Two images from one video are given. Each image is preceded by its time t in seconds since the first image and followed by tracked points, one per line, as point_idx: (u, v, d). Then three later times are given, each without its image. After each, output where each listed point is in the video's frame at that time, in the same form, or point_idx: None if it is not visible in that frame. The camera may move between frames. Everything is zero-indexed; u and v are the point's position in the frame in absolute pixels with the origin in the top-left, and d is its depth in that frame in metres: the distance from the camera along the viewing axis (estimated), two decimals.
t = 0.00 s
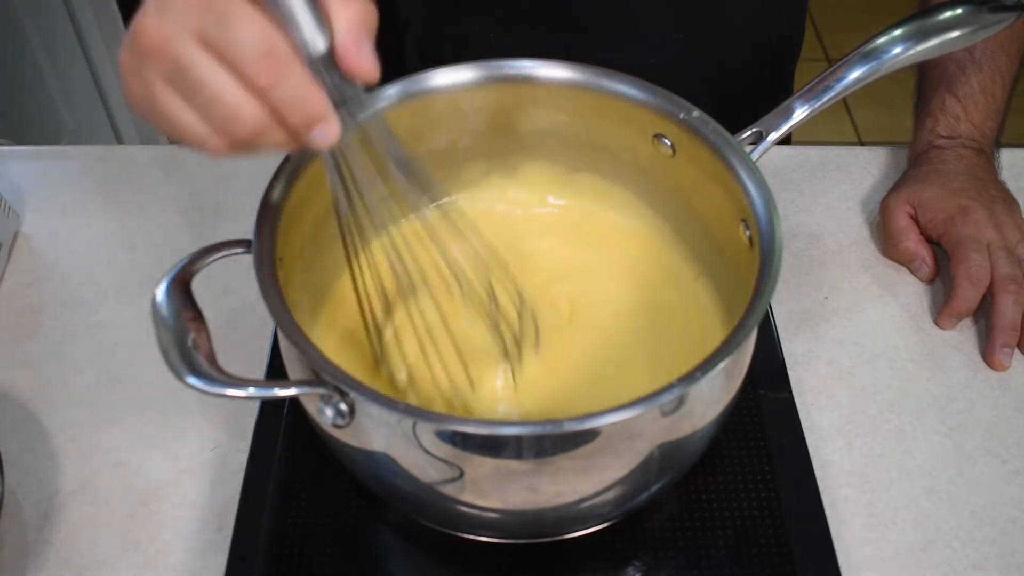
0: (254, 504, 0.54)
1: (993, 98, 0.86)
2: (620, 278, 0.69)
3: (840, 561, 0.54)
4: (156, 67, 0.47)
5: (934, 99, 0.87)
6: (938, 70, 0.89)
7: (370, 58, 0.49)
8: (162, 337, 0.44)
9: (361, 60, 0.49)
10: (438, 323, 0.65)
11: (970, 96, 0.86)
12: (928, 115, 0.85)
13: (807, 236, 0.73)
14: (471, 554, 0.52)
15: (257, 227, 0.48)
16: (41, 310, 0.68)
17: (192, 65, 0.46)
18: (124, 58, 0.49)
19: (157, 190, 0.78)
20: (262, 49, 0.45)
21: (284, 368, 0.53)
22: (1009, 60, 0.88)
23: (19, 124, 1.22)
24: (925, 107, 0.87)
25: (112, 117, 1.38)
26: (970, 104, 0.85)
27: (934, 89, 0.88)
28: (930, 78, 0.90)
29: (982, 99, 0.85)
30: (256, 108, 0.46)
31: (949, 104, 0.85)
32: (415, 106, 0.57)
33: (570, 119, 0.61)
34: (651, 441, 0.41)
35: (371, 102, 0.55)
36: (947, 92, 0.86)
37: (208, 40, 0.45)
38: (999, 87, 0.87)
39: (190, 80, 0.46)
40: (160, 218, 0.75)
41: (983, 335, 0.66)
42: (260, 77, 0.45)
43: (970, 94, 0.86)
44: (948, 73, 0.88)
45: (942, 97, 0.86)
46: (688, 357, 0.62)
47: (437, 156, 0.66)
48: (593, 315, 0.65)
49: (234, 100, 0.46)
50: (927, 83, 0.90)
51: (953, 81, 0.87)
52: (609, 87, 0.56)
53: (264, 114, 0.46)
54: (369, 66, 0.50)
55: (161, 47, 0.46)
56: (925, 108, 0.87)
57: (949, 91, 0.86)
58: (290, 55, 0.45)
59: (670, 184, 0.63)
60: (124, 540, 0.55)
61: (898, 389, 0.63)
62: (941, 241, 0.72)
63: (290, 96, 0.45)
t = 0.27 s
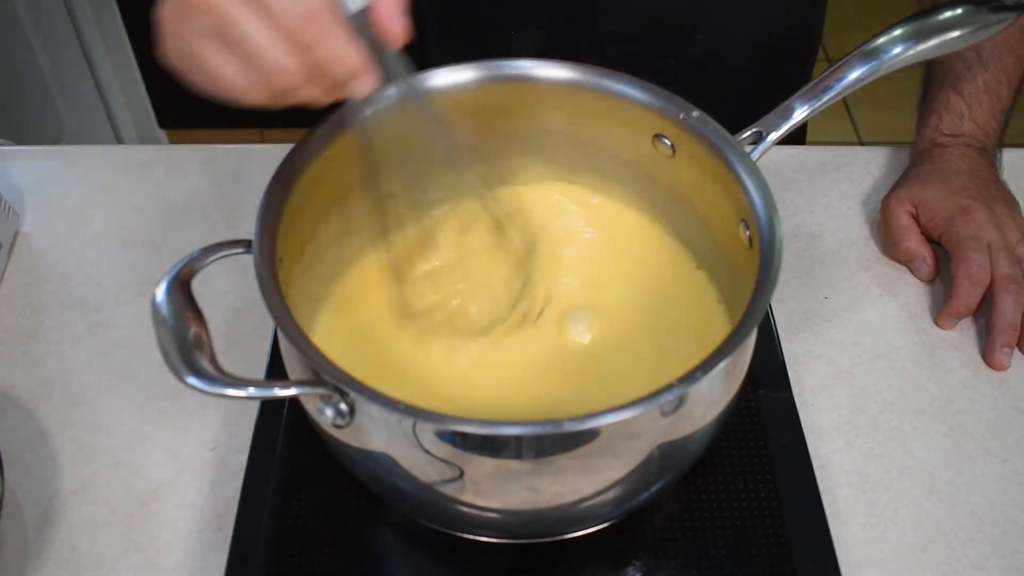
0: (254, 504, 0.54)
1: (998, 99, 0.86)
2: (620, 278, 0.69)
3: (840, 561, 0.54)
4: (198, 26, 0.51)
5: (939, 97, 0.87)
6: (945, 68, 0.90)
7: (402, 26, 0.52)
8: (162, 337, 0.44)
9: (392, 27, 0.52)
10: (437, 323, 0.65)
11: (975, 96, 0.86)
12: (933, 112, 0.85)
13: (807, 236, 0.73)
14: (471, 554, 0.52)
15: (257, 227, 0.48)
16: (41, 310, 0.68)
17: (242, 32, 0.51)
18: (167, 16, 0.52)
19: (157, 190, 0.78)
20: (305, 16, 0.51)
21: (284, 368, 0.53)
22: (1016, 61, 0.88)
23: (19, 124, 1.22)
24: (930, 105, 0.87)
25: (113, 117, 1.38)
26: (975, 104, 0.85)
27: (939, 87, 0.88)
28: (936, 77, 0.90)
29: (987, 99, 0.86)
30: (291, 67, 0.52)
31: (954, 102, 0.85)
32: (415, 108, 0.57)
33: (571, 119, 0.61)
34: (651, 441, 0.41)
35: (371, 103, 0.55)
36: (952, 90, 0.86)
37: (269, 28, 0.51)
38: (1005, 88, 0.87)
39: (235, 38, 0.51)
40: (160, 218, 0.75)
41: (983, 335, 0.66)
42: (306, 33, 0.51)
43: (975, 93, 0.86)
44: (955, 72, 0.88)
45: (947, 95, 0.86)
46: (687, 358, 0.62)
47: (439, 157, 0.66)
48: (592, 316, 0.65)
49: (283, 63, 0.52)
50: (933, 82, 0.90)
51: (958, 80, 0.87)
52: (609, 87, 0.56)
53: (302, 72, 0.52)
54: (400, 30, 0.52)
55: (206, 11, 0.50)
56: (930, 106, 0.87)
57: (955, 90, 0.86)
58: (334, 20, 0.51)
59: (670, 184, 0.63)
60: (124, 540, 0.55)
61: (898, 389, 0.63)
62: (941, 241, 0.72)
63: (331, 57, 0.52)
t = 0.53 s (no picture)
0: (254, 504, 0.54)
1: (1000, 99, 0.86)
2: (613, 276, 0.69)
3: (840, 561, 0.54)
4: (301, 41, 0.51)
5: (941, 96, 0.87)
6: (948, 67, 0.90)
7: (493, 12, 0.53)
8: (162, 337, 0.44)
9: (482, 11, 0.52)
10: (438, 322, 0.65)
11: (978, 95, 0.86)
12: (935, 111, 0.85)
13: (807, 236, 0.73)
14: (471, 554, 0.52)
15: (257, 226, 0.48)
16: (41, 310, 0.68)
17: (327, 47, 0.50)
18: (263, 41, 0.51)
19: (157, 190, 0.78)
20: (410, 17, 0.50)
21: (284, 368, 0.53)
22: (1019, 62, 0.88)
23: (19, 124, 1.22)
24: (932, 104, 0.87)
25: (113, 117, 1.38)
26: (977, 103, 0.85)
27: (941, 86, 0.88)
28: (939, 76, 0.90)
29: (990, 99, 0.86)
30: (405, 66, 0.51)
31: (956, 101, 0.85)
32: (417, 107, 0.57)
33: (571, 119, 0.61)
34: (651, 441, 0.41)
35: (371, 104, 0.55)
36: (955, 90, 0.86)
37: (330, 53, 0.51)
38: (1007, 89, 0.87)
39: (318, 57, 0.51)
40: (160, 218, 0.75)
41: (983, 335, 0.66)
42: (418, 37, 0.50)
43: (978, 93, 0.86)
44: (957, 71, 0.88)
45: (950, 94, 0.86)
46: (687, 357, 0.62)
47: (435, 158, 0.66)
48: (588, 312, 0.66)
49: (387, 57, 0.51)
50: (936, 81, 0.90)
51: (961, 79, 0.87)
52: (609, 88, 0.56)
53: (411, 71, 0.51)
54: (490, 18, 0.53)
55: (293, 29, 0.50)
56: (932, 105, 0.87)
57: (958, 89, 0.86)
58: (439, 18, 0.51)
59: (671, 184, 0.63)
60: (124, 540, 0.55)
61: (898, 389, 0.63)
62: (941, 240, 0.72)
63: (440, 58, 0.51)
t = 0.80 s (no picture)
0: (254, 504, 0.54)
1: (1001, 99, 0.86)
2: (610, 273, 0.69)
3: (840, 561, 0.54)
4: (280, 129, 0.46)
5: (942, 97, 0.87)
6: (950, 67, 0.90)
7: (486, 94, 0.50)
8: (162, 337, 0.44)
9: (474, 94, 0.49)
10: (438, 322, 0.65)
11: (979, 96, 0.86)
12: (936, 111, 0.85)
13: (807, 236, 0.73)
14: (471, 554, 0.52)
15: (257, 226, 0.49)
16: (41, 310, 0.68)
17: (337, 136, 0.46)
18: (244, 126, 0.46)
19: (157, 190, 0.78)
20: (392, 100, 0.46)
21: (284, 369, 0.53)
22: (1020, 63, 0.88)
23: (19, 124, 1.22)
24: (933, 104, 0.87)
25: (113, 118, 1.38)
26: (978, 103, 0.85)
27: (943, 86, 0.88)
28: (940, 77, 0.90)
29: (991, 100, 0.86)
30: (387, 154, 0.47)
31: (958, 101, 0.85)
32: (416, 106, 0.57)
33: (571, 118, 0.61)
34: (651, 441, 0.41)
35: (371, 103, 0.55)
36: (956, 90, 0.86)
37: (344, 97, 0.46)
38: (1009, 89, 0.87)
39: (323, 124, 0.46)
40: (160, 218, 0.75)
41: (983, 335, 0.66)
42: (397, 122, 0.46)
43: (979, 93, 0.86)
44: (959, 71, 0.88)
45: (951, 94, 0.86)
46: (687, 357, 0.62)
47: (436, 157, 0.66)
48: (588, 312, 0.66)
49: (367, 150, 0.47)
50: (937, 81, 0.90)
51: (963, 80, 0.87)
52: (609, 87, 0.56)
53: (398, 159, 0.48)
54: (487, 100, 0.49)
55: (291, 117, 0.45)
56: (933, 105, 0.87)
57: (959, 90, 0.86)
58: (418, 103, 0.46)
59: (671, 184, 0.63)
60: (124, 540, 0.55)
61: (898, 389, 0.63)
62: (941, 240, 0.72)
63: (427, 145, 0.47)
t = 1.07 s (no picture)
0: (254, 504, 0.54)
1: (1002, 100, 0.86)
2: (610, 275, 0.69)
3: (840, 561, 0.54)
4: (218, 160, 0.45)
5: (943, 97, 0.87)
6: (951, 67, 0.90)
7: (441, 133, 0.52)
8: (162, 337, 0.44)
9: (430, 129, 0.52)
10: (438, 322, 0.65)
11: (980, 96, 0.86)
12: (936, 111, 0.85)
13: (807, 236, 0.73)
14: (471, 554, 0.52)
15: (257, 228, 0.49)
16: (41, 310, 0.68)
17: (269, 170, 0.46)
18: (185, 151, 0.46)
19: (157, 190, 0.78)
20: (333, 130, 0.47)
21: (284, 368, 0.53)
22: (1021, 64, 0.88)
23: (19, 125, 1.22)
24: (934, 104, 0.87)
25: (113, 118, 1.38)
26: (979, 103, 0.85)
27: (943, 86, 0.88)
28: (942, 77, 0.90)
29: (992, 100, 0.86)
30: (337, 193, 0.47)
31: (958, 102, 0.85)
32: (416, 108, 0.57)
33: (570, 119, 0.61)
34: (651, 441, 0.41)
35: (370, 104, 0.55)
36: (957, 90, 0.86)
37: (283, 137, 0.46)
38: (1009, 90, 0.87)
39: (263, 162, 0.46)
40: (160, 218, 0.75)
41: (984, 335, 0.66)
42: (341, 156, 0.46)
43: (980, 94, 0.86)
44: (960, 71, 0.88)
45: (952, 94, 0.86)
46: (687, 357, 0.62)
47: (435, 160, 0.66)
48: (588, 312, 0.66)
49: (305, 183, 0.46)
50: (938, 81, 0.90)
51: (964, 80, 0.87)
52: (609, 87, 0.56)
53: (341, 196, 0.47)
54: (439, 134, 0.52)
55: (227, 142, 0.45)
56: (934, 105, 0.87)
57: (960, 90, 0.86)
58: (366, 140, 0.47)
59: (671, 184, 0.63)
60: (124, 540, 0.55)
61: (898, 389, 0.63)
62: (942, 241, 0.72)
63: (370, 177, 0.47)
